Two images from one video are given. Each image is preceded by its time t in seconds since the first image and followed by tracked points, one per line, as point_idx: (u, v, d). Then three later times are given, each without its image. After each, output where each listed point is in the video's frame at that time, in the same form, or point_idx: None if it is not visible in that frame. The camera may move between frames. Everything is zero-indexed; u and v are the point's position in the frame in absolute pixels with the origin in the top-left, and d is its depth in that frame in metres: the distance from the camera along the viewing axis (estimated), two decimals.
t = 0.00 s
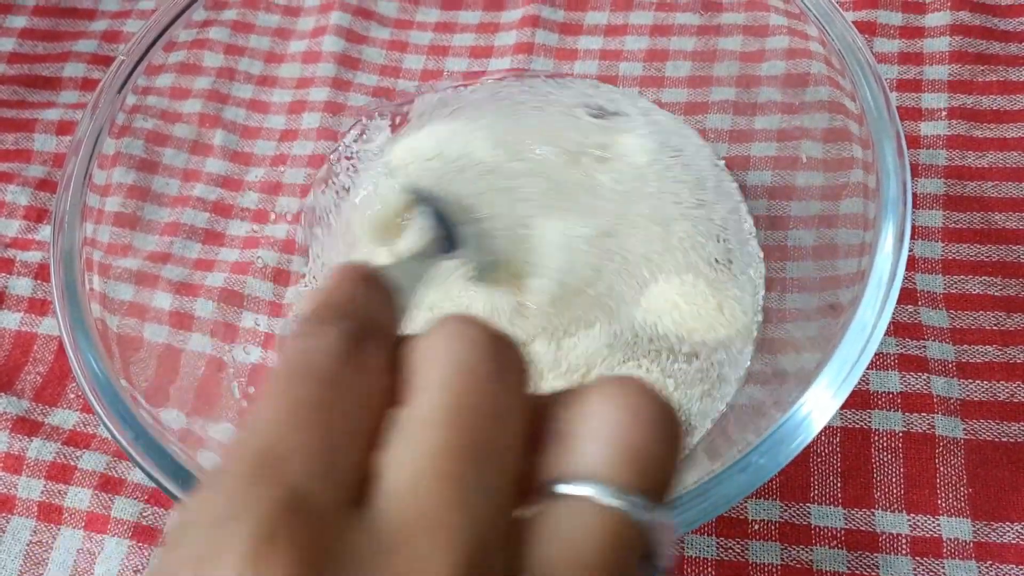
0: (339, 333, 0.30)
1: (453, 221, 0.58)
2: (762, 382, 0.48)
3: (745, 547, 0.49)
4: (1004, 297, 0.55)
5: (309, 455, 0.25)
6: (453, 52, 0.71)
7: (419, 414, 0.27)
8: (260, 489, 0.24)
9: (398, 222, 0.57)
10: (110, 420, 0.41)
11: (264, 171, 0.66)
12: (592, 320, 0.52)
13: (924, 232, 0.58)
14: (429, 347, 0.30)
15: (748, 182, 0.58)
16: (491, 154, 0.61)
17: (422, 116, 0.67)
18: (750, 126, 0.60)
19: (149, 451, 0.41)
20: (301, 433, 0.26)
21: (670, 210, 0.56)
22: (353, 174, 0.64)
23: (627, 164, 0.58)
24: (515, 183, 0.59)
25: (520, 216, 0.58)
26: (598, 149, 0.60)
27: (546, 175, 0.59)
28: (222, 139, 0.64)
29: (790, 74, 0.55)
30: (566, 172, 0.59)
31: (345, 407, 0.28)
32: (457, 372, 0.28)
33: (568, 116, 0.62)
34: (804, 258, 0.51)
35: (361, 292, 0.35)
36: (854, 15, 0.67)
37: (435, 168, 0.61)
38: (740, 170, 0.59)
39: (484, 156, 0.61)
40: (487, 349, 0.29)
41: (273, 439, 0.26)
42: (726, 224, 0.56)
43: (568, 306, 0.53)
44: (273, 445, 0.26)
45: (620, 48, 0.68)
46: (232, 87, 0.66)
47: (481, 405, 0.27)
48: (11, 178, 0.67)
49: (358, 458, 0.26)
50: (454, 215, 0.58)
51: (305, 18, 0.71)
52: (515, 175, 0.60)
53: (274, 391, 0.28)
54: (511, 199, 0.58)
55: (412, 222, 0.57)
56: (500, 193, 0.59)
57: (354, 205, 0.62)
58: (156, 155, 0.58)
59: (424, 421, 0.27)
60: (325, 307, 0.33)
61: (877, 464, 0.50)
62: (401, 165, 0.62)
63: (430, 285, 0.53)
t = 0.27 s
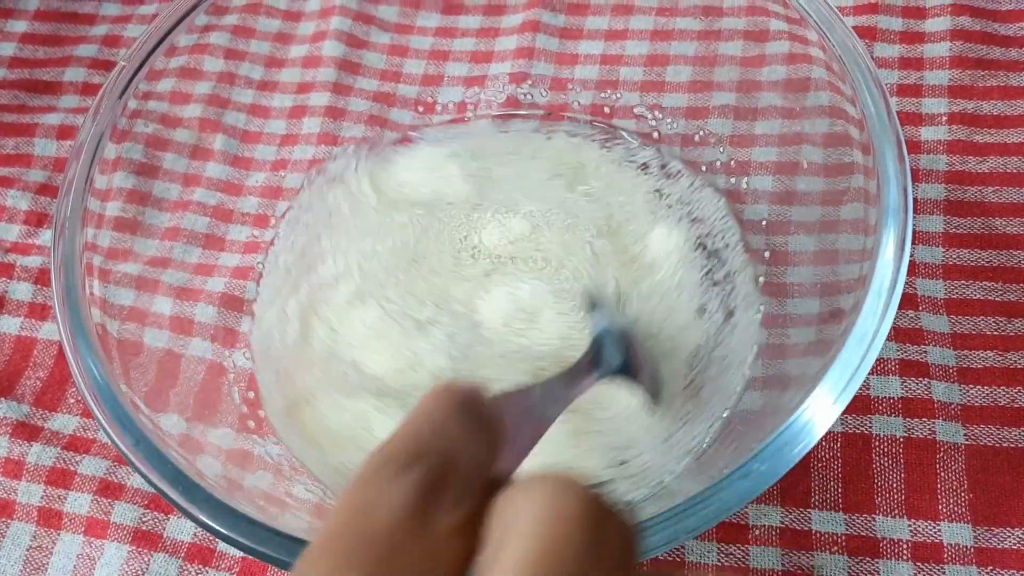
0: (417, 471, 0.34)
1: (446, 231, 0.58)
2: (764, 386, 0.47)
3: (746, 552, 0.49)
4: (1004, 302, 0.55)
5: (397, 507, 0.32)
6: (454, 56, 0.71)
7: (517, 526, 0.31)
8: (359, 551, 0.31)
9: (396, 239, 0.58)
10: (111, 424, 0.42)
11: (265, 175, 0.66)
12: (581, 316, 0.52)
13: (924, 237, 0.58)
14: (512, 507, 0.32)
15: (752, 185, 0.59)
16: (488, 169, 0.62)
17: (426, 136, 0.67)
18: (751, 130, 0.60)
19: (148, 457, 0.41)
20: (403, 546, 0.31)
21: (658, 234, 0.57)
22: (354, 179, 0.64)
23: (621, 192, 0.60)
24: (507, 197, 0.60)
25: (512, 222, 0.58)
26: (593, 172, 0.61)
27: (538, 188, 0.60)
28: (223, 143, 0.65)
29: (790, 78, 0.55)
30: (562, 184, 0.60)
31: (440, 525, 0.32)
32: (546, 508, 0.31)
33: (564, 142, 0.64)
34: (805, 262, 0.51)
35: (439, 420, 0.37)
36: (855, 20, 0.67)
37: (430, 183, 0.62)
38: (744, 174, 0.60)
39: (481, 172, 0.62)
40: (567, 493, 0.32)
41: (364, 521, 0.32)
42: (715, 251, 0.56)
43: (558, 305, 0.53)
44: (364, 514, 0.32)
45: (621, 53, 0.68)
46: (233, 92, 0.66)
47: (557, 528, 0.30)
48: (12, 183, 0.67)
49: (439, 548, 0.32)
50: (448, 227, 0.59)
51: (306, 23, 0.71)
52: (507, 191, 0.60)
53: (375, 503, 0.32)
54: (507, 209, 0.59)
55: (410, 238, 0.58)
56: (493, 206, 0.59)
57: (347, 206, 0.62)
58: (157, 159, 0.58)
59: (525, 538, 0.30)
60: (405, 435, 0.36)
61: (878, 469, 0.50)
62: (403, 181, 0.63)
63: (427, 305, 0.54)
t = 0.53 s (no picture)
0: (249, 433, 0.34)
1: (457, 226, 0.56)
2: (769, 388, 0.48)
3: (749, 553, 0.49)
4: (1007, 303, 0.55)
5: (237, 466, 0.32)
6: (456, 58, 0.71)
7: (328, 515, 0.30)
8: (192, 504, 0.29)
9: (407, 227, 0.56)
10: (115, 425, 0.42)
11: (268, 177, 0.66)
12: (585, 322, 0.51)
13: (927, 238, 0.58)
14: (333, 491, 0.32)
15: (753, 187, 0.59)
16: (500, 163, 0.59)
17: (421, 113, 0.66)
18: (754, 132, 0.60)
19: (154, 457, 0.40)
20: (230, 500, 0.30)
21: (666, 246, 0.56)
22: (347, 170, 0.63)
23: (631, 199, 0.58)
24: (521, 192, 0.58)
25: (526, 221, 0.56)
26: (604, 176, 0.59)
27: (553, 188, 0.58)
28: (226, 144, 0.65)
29: (792, 80, 0.55)
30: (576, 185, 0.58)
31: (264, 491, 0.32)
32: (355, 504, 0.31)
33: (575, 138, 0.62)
34: (808, 263, 0.51)
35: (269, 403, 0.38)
36: (857, 21, 0.67)
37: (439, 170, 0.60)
38: (745, 177, 0.60)
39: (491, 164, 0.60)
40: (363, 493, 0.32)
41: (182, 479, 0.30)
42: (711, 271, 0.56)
43: (577, 316, 0.51)
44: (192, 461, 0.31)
45: (623, 54, 0.68)
46: (235, 93, 0.66)
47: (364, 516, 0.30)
48: (15, 183, 0.67)
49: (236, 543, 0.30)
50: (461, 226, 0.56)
51: (309, 24, 0.71)
52: (521, 181, 0.58)
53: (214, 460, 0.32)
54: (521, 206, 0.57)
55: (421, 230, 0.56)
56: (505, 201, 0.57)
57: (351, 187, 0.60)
58: (159, 160, 0.59)
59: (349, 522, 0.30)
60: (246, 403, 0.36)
61: (881, 470, 0.50)
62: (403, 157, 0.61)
63: (436, 309, 0.53)
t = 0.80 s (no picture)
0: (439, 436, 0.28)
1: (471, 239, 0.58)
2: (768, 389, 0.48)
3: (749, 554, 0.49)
4: (1006, 304, 0.55)
5: (475, 482, 0.27)
6: (456, 59, 0.71)
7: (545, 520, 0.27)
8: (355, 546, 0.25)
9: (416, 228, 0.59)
10: (115, 426, 0.42)
11: (268, 178, 0.66)
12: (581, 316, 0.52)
13: (926, 239, 0.58)
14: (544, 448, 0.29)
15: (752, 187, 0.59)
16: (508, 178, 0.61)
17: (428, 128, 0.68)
18: (755, 133, 0.60)
19: (154, 458, 0.41)
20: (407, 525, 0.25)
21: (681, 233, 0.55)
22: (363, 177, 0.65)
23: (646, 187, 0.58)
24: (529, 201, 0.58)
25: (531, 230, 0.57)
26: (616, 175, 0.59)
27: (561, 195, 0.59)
28: (226, 145, 0.65)
29: (792, 81, 0.55)
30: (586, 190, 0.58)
31: (456, 518, 0.26)
32: (574, 491, 0.27)
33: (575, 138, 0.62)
34: (808, 264, 0.52)
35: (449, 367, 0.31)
36: (856, 23, 0.67)
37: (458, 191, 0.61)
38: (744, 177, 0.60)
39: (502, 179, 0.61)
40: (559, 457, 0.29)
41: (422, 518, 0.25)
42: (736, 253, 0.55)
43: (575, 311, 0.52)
44: (451, 399, 0.29)
45: (623, 55, 0.68)
46: (236, 93, 0.66)
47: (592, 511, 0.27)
48: (15, 184, 0.67)
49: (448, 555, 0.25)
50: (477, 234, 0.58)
51: (309, 25, 0.72)
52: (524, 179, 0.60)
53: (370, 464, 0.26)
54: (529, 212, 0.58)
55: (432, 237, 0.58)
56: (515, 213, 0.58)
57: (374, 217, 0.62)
58: (160, 161, 0.59)
59: (553, 520, 0.27)
60: (417, 394, 0.29)
61: (881, 471, 0.50)
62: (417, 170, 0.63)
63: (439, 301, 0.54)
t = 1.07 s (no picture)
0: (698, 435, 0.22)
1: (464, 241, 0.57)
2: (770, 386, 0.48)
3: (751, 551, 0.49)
4: (1008, 301, 0.55)
5: (686, 456, 0.22)
6: (458, 57, 0.71)
7: (798, 519, 0.22)
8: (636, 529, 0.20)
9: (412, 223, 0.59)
10: (119, 423, 0.42)
11: (271, 176, 0.66)
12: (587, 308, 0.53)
13: (929, 236, 0.58)
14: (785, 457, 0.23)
15: (752, 186, 0.60)
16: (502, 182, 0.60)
17: (426, 125, 0.67)
18: (756, 130, 0.60)
19: (157, 454, 0.41)
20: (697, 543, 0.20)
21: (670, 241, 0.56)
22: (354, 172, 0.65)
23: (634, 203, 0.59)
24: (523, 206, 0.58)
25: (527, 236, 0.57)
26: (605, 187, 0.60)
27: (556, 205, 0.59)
28: (228, 143, 0.65)
29: (794, 78, 0.55)
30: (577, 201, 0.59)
31: (717, 508, 0.21)
32: (802, 487, 0.22)
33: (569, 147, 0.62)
34: (810, 263, 0.52)
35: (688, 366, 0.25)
36: (859, 20, 0.67)
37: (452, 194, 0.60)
38: (746, 175, 0.61)
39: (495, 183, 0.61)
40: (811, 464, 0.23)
41: (567, 515, 0.22)
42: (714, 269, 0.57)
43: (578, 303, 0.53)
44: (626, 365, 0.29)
45: (625, 53, 0.68)
46: (238, 92, 0.66)
47: (839, 509, 0.22)
48: (18, 182, 0.67)
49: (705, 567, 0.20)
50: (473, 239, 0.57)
51: (311, 24, 0.72)
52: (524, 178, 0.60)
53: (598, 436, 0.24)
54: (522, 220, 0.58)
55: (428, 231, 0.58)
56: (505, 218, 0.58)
57: (363, 210, 0.60)
58: (163, 159, 0.59)
59: (808, 532, 0.21)
60: (661, 390, 0.24)
61: (883, 468, 0.50)
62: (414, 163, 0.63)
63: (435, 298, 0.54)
